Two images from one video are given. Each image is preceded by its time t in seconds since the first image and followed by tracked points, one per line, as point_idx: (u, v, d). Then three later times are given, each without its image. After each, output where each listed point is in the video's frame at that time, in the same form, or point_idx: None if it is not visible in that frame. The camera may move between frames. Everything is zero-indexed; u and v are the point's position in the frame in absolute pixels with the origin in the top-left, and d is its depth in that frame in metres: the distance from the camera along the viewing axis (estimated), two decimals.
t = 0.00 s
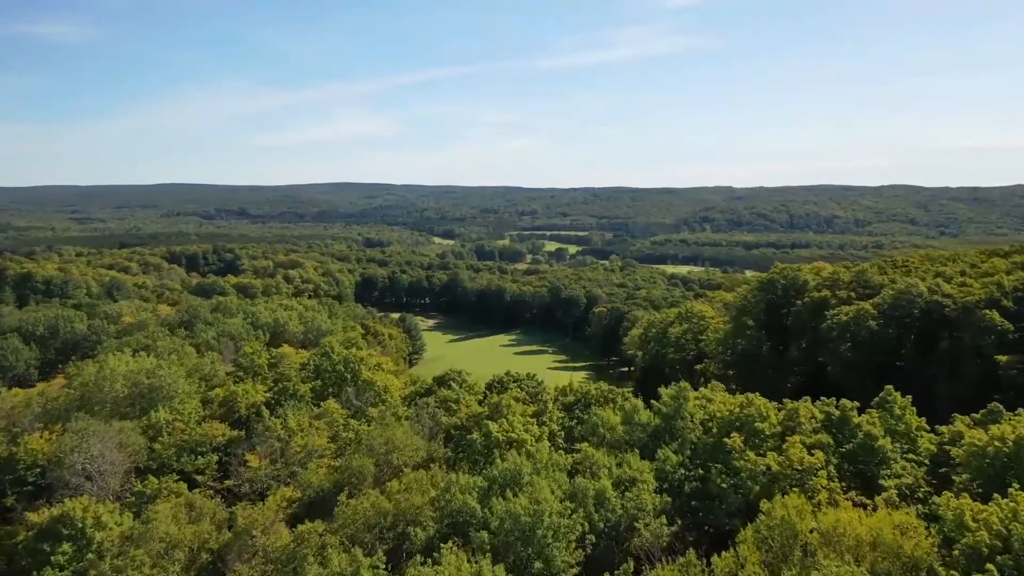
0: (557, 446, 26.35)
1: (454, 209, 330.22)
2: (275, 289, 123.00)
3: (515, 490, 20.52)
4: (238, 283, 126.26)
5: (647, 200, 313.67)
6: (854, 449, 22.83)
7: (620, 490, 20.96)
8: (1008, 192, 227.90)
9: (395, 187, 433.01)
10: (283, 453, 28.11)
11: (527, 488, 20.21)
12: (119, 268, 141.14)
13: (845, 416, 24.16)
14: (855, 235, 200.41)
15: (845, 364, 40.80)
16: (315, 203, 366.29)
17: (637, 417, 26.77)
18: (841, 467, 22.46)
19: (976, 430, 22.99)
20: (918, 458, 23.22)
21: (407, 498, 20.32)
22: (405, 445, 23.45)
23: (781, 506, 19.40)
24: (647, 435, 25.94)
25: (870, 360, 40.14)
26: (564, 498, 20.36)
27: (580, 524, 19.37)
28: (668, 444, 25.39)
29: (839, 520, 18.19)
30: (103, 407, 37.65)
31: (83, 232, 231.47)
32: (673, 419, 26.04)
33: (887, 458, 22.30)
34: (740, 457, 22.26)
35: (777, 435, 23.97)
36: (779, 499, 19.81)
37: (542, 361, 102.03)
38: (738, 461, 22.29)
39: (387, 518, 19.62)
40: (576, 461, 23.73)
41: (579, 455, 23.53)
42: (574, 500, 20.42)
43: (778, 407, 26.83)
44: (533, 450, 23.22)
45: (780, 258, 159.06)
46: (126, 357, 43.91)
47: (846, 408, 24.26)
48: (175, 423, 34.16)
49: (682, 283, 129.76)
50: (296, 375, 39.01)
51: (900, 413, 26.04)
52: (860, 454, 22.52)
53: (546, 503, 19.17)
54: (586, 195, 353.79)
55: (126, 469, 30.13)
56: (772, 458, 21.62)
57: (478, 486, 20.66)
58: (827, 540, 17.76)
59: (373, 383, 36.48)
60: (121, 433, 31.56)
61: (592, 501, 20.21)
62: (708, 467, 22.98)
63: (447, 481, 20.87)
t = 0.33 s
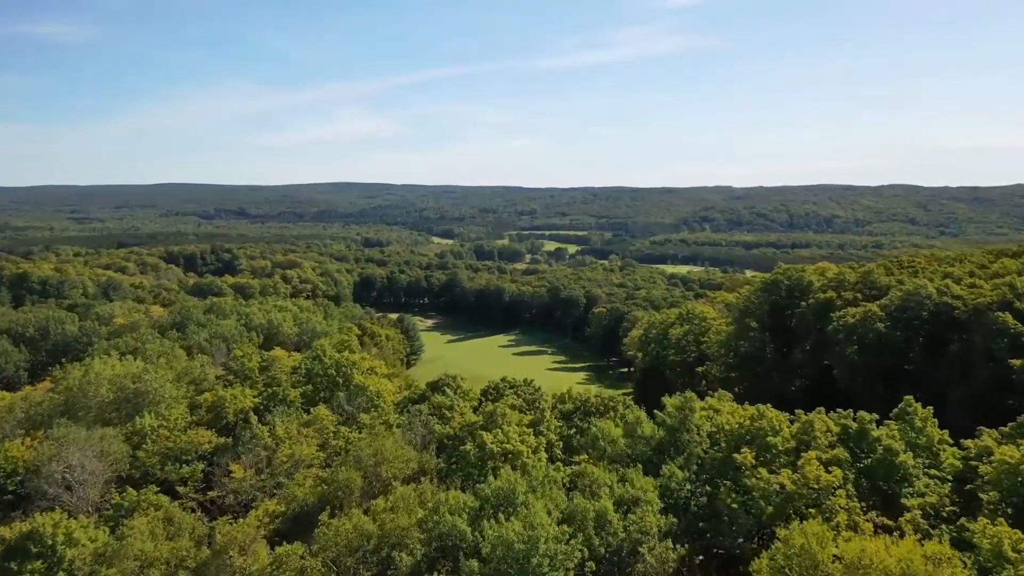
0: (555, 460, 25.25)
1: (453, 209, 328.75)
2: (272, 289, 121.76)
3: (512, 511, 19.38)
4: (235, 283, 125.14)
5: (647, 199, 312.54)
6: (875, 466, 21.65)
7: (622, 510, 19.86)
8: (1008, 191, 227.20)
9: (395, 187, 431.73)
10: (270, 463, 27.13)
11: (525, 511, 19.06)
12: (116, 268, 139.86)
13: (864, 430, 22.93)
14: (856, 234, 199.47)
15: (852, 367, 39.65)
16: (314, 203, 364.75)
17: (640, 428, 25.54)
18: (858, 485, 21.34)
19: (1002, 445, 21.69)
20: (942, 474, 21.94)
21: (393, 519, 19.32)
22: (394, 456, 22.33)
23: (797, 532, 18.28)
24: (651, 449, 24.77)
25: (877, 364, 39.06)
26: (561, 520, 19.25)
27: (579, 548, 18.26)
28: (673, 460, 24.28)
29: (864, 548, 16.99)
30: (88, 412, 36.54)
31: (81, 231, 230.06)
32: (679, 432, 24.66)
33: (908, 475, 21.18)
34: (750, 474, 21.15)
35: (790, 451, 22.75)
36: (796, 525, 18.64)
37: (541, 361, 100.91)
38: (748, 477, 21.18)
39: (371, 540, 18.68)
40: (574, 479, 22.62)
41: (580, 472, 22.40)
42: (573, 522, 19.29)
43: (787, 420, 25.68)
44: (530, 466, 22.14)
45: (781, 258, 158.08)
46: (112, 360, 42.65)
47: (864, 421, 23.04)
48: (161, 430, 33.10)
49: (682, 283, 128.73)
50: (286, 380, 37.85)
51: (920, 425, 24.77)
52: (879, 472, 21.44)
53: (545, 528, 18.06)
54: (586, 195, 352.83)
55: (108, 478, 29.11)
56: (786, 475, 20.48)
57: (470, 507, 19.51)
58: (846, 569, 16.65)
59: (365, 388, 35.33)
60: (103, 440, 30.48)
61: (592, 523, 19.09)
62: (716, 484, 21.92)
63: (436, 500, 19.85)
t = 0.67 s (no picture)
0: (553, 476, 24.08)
1: (452, 209, 327.22)
2: (269, 290, 120.55)
3: (506, 539, 18.07)
4: (233, 283, 123.94)
5: (647, 199, 311.25)
6: (897, 484, 20.54)
7: (624, 533, 18.63)
8: (1007, 191, 226.40)
9: (394, 187, 430.28)
10: (256, 473, 26.09)
11: (521, 538, 17.77)
12: (114, 268, 138.63)
13: (885, 446, 21.74)
14: (856, 234, 198.52)
15: (859, 371, 38.61)
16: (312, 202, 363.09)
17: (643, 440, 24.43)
18: (879, 504, 20.26)
19: None
20: (968, 492, 20.59)
21: (376, 543, 18.23)
22: (382, 468, 21.18)
23: (818, 566, 16.82)
24: (653, 463, 23.77)
25: (884, 367, 37.95)
26: (553, 547, 18.05)
27: None
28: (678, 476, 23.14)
29: None
30: (71, 417, 35.50)
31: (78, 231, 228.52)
32: (684, 446, 23.55)
33: (932, 494, 20.04)
34: (762, 490, 19.90)
35: (804, 467, 21.55)
36: (817, 556, 17.26)
37: (540, 362, 99.72)
38: (760, 495, 20.07)
39: (351, 568, 17.55)
40: (574, 498, 21.47)
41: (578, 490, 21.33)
42: (567, 548, 18.13)
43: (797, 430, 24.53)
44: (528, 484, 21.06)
45: (781, 257, 156.97)
46: (99, 364, 41.48)
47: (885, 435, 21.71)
48: (144, 437, 32.02)
49: (681, 283, 127.73)
50: (276, 385, 36.73)
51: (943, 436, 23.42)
52: (901, 490, 20.27)
53: (539, 559, 16.78)
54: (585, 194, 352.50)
55: (88, 487, 28.06)
56: (802, 495, 19.27)
57: (460, 530, 18.32)
58: None
59: (356, 393, 34.23)
60: (83, 448, 29.37)
61: (591, 548, 17.79)
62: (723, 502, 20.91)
63: (423, 520, 18.71)
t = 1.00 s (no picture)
0: (550, 491, 23.35)
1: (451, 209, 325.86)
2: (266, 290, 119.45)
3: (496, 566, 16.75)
4: (229, 283, 122.67)
5: (646, 199, 310.30)
6: (922, 505, 18.79)
7: (626, 563, 17.42)
8: (1005, 190, 226.29)
9: (393, 187, 429.15)
10: (238, 485, 25.05)
11: (512, 564, 16.50)
12: (109, 268, 137.27)
13: (907, 463, 20.04)
14: (856, 233, 197.95)
15: (866, 375, 37.51)
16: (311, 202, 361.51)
17: (646, 456, 23.11)
18: (904, 529, 18.58)
19: None
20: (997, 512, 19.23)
21: (358, 568, 17.02)
22: (368, 484, 20.24)
23: None
24: (657, 483, 22.08)
25: (893, 370, 36.82)
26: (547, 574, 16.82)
27: None
28: (685, 496, 21.59)
29: None
30: (52, 424, 34.29)
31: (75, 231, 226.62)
32: (691, 462, 21.93)
33: (962, 516, 18.17)
34: (778, 515, 18.44)
35: (822, 487, 20.04)
36: None
37: (538, 363, 98.55)
38: (774, 518, 18.69)
39: None
40: (573, 520, 20.46)
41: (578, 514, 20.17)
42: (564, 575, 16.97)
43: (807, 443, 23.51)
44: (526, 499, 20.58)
45: (781, 256, 156.27)
46: (82, 368, 40.23)
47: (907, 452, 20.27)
48: (127, 445, 30.94)
49: (681, 283, 126.83)
50: (265, 390, 35.54)
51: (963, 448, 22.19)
52: (926, 512, 18.59)
53: None
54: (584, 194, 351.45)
55: (66, 499, 26.97)
56: (820, 519, 17.74)
57: (447, 558, 17.26)
58: None
59: (346, 398, 33.24)
60: (61, 457, 28.27)
61: None
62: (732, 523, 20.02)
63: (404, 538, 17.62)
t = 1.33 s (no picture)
0: (548, 510, 22.45)
1: (450, 209, 324.31)
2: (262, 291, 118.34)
3: None
4: (226, 283, 121.38)
5: (646, 198, 309.19)
6: (952, 530, 17.35)
7: None
8: (1004, 189, 225.83)
9: (391, 188, 427.26)
10: (218, 498, 24.01)
11: None
12: (105, 268, 135.96)
13: (935, 483, 18.51)
14: (855, 233, 197.20)
15: (872, 378, 36.44)
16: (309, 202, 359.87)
17: (651, 473, 21.94)
18: (933, 556, 17.11)
19: None
20: None
21: None
22: (353, 500, 19.33)
23: None
24: (662, 503, 20.76)
25: (901, 373, 35.76)
26: None
27: None
28: (691, 519, 20.24)
29: None
30: (32, 431, 33.07)
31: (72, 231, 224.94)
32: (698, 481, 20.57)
33: (996, 542, 16.64)
34: (797, 544, 17.46)
35: (844, 511, 18.96)
36: None
37: (536, 363, 97.35)
38: (790, 546, 17.63)
39: None
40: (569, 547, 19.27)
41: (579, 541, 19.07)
42: None
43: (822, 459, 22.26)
44: (520, 516, 20.19)
45: (780, 255, 155.32)
46: (66, 372, 38.97)
47: (936, 472, 18.96)
48: (107, 453, 29.76)
49: (680, 283, 125.74)
50: (253, 395, 34.36)
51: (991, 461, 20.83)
52: (956, 537, 17.10)
53: None
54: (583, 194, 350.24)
55: (42, 510, 25.88)
56: (842, 549, 16.72)
57: None
58: None
59: (336, 404, 32.08)
60: (37, 467, 27.12)
61: None
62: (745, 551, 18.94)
63: (382, 559, 16.65)
